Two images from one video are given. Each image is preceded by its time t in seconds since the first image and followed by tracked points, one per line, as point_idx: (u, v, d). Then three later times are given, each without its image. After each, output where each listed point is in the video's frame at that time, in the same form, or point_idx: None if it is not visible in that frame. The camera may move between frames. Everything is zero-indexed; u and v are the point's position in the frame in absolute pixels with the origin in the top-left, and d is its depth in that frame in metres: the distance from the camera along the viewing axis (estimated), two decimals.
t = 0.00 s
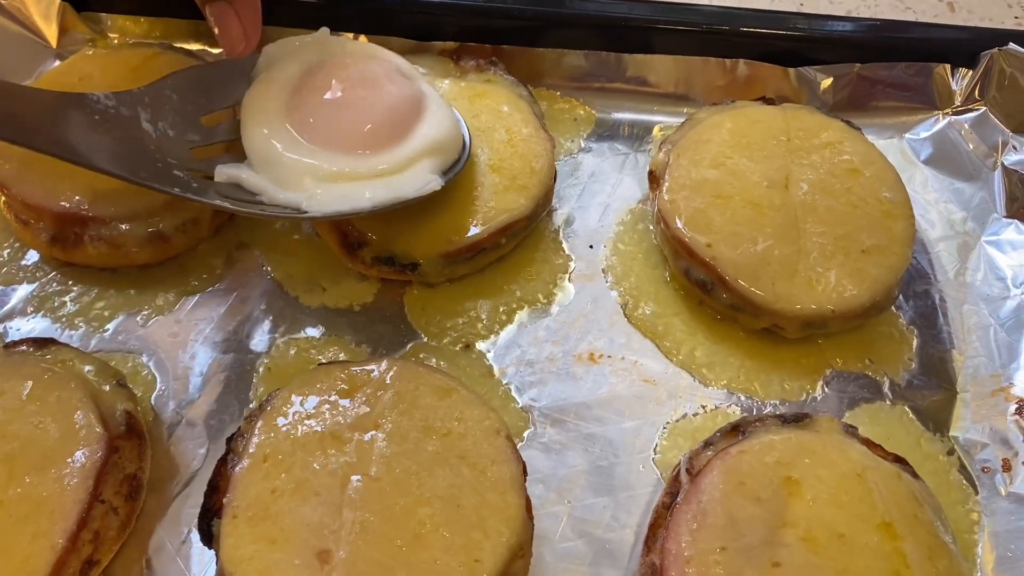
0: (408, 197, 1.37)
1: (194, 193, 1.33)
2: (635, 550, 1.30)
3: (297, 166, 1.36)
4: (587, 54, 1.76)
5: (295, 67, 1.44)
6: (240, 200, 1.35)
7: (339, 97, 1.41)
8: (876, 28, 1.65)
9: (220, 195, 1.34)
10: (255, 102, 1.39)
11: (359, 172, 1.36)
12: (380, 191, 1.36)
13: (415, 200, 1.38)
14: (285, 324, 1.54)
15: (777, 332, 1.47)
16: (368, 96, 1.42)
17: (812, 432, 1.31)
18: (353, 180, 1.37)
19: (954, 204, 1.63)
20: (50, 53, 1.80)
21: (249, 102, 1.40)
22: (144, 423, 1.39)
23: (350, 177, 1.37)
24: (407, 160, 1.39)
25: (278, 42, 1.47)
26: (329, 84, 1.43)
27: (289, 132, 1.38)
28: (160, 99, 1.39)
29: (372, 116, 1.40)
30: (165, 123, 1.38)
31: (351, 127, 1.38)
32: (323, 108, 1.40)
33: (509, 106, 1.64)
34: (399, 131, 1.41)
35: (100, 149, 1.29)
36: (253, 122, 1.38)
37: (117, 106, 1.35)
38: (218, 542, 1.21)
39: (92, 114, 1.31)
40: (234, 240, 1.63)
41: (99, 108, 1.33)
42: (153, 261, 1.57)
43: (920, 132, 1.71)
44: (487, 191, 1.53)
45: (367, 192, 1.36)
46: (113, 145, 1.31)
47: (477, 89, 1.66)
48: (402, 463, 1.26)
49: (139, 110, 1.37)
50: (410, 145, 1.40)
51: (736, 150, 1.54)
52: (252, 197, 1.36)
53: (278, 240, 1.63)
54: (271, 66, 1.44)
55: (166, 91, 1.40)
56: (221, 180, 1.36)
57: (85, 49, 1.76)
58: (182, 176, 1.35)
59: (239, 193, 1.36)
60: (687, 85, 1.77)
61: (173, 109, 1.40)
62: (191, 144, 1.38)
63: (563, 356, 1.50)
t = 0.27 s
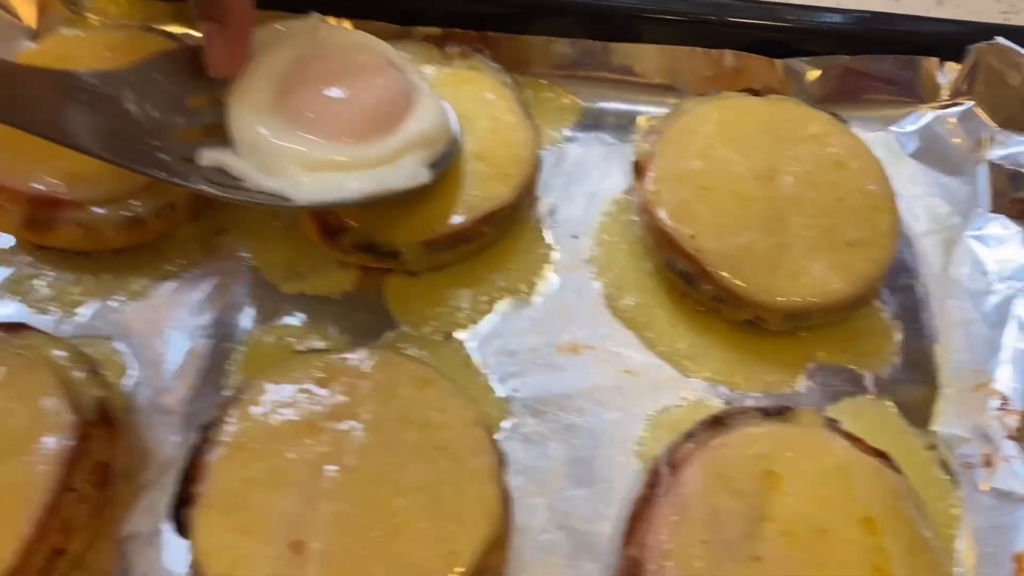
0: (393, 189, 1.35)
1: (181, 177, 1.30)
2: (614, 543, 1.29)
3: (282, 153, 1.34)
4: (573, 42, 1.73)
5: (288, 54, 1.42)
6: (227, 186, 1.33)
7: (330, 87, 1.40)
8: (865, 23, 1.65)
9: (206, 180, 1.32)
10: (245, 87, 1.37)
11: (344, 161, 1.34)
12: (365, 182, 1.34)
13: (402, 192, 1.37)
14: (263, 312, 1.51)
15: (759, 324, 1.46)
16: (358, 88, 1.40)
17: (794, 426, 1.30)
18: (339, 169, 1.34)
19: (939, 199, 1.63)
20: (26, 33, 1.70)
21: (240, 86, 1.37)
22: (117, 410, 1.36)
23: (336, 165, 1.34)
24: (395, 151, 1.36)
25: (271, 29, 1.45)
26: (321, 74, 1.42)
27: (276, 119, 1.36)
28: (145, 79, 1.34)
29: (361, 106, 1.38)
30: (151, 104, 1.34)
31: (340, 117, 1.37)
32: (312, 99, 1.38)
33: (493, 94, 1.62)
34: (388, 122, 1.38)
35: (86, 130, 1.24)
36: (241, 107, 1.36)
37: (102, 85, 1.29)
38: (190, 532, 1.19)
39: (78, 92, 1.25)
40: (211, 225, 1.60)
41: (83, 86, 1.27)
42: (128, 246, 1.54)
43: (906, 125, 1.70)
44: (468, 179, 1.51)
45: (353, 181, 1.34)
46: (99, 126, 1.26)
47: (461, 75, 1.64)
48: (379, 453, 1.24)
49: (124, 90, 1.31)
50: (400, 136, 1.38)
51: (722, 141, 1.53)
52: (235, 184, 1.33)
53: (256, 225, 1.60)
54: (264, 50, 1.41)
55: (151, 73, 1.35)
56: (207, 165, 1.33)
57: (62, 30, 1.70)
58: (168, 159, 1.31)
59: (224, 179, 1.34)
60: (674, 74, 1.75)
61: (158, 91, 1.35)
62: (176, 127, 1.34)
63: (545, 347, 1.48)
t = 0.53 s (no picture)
0: (394, 152, 1.32)
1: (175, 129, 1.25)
2: (598, 521, 1.26)
3: (281, 112, 1.29)
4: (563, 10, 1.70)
5: None
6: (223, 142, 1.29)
7: (331, 37, 1.32)
8: None
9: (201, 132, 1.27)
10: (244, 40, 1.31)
11: (344, 122, 1.30)
12: (366, 144, 1.31)
13: (404, 154, 1.34)
14: (238, 281, 1.46)
15: (749, 300, 1.42)
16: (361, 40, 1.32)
17: (784, 403, 1.27)
18: (341, 128, 1.31)
19: (934, 175, 1.59)
20: None
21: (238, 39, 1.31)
22: (83, 379, 1.31)
23: (337, 124, 1.31)
24: (396, 113, 1.33)
25: None
26: (322, 21, 1.33)
27: (276, 74, 1.30)
28: (137, 27, 1.28)
29: (364, 60, 1.31)
30: (142, 53, 1.28)
31: (340, 73, 1.30)
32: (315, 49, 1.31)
33: (480, 60, 1.57)
34: (390, 81, 1.33)
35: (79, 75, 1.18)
36: (239, 61, 1.30)
37: (93, 29, 1.23)
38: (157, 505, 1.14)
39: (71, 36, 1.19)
40: (185, 190, 1.54)
41: (74, 29, 1.20)
42: (97, 210, 1.48)
43: (902, 101, 1.67)
44: (453, 146, 1.45)
45: (354, 142, 1.31)
46: (92, 72, 1.20)
47: (446, 40, 1.58)
48: (357, 425, 1.20)
49: (115, 36, 1.25)
50: (403, 97, 1.33)
51: (715, 112, 1.49)
52: (230, 139, 1.29)
53: (232, 192, 1.54)
54: None
55: (143, 20, 1.29)
56: (201, 119, 1.28)
57: None
58: (159, 110, 1.27)
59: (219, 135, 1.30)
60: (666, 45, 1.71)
61: (150, 40, 1.30)
62: (167, 79, 1.30)
63: (530, 320, 1.44)
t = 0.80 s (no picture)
0: (426, 172, 1.37)
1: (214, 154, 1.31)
2: (614, 532, 1.30)
3: (316, 137, 1.34)
4: (580, 34, 1.74)
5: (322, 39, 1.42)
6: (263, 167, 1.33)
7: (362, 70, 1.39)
8: (873, 16, 1.65)
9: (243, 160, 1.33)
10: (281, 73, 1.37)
11: (377, 145, 1.35)
12: (398, 165, 1.36)
13: (434, 174, 1.38)
14: (266, 299, 1.52)
15: (761, 317, 1.47)
16: (390, 70, 1.39)
17: (794, 417, 1.31)
18: (373, 152, 1.36)
19: (941, 193, 1.63)
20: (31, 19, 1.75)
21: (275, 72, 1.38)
22: (121, 396, 1.37)
23: (370, 148, 1.35)
24: (425, 135, 1.38)
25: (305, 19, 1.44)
26: (353, 56, 1.40)
27: (310, 103, 1.36)
28: (177, 59, 1.35)
29: (393, 87, 1.37)
30: (182, 84, 1.35)
31: (371, 99, 1.36)
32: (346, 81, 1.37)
33: (498, 84, 1.62)
34: (418, 107, 1.39)
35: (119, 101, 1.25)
36: (275, 92, 1.36)
37: (137, 61, 1.30)
38: (193, 516, 1.20)
39: (114, 67, 1.26)
40: (215, 212, 1.60)
41: (119, 62, 1.28)
42: (132, 232, 1.54)
43: (909, 120, 1.71)
44: (471, 169, 1.51)
45: (387, 163, 1.35)
46: (135, 100, 1.27)
47: (464, 65, 1.64)
48: (382, 440, 1.25)
49: (157, 69, 1.32)
50: (431, 120, 1.39)
51: (726, 133, 1.53)
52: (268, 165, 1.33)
53: (261, 213, 1.60)
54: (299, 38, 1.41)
55: (183, 53, 1.36)
56: (240, 146, 1.33)
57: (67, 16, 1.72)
58: (200, 138, 1.32)
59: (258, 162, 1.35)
60: (678, 66, 1.76)
61: (189, 71, 1.36)
62: (206, 108, 1.35)
63: (547, 337, 1.49)
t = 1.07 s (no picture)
0: (424, 186, 1.40)
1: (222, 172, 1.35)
2: (620, 549, 1.32)
3: (319, 155, 1.37)
4: (584, 57, 1.77)
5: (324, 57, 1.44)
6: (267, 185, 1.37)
7: (363, 89, 1.42)
8: (873, 36, 1.67)
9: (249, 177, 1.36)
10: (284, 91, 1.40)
11: (379, 162, 1.38)
12: (399, 180, 1.39)
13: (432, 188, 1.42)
14: (277, 321, 1.55)
15: (764, 335, 1.49)
16: (390, 88, 1.42)
17: (797, 435, 1.32)
18: (373, 167, 1.39)
19: (943, 210, 1.65)
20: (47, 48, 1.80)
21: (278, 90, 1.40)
22: (136, 417, 1.40)
23: (370, 163, 1.38)
24: (425, 151, 1.41)
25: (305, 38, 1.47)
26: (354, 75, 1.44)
27: (313, 121, 1.38)
28: (180, 84, 1.39)
29: (394, 105, 1.41)
30: (187, 107, 1.38)
31: (371, 117, 1.39)
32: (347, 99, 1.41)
33: (503, 107, 1.65)
34: (418, 123, 1.42)
35: (127, 122, 1.28)
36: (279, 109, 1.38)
37: (142, 86, 1.34)
38: (207, 536, 1.23)
39: (122, 91, 1.31)
40: (227, 235, 1.63)
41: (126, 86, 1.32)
42: (146, 256, 1.58)
43: (911, 138, 1.73)
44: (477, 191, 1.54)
45: (387, 179, 1.39)
46: (143, 122, 1.31)
47: (470, 89, 1.67)
48: (391, 460, 1.27)
49: (162, 93, 1.36)
50: (430, 136, 1.42)
51: (728, 154, 1.55)
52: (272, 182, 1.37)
53: (272, 236, 1.63)
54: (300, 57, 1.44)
55: (186, 78, 1.40)
56: (245, 166, 1.37)
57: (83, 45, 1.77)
58: (205, 159, 1.35)
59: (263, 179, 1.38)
60: (681, 87, 1.78)
61: (192, 95, 1.40)
62: (210, 130, 1.39)
63: (553, 356, 1.51)
